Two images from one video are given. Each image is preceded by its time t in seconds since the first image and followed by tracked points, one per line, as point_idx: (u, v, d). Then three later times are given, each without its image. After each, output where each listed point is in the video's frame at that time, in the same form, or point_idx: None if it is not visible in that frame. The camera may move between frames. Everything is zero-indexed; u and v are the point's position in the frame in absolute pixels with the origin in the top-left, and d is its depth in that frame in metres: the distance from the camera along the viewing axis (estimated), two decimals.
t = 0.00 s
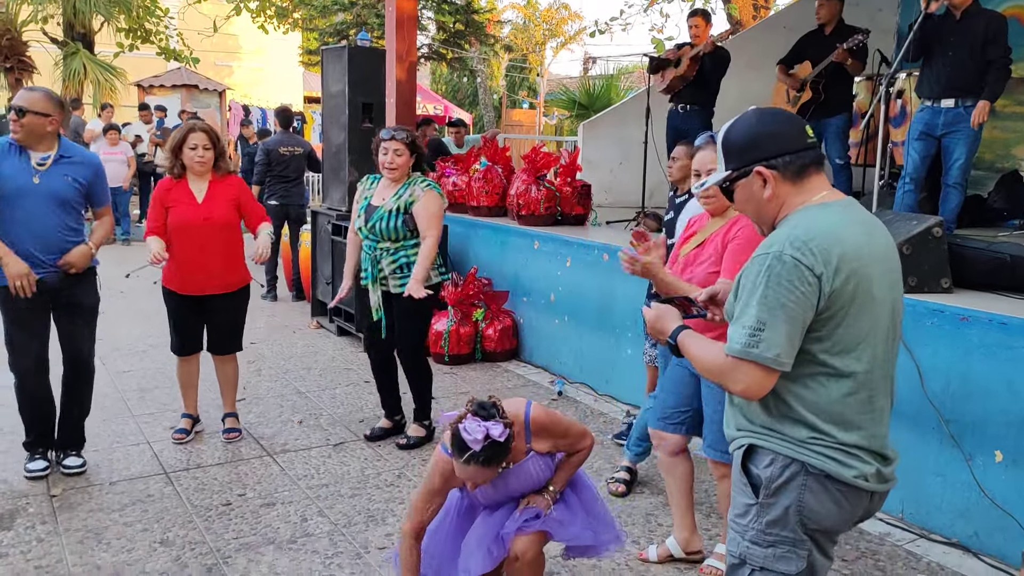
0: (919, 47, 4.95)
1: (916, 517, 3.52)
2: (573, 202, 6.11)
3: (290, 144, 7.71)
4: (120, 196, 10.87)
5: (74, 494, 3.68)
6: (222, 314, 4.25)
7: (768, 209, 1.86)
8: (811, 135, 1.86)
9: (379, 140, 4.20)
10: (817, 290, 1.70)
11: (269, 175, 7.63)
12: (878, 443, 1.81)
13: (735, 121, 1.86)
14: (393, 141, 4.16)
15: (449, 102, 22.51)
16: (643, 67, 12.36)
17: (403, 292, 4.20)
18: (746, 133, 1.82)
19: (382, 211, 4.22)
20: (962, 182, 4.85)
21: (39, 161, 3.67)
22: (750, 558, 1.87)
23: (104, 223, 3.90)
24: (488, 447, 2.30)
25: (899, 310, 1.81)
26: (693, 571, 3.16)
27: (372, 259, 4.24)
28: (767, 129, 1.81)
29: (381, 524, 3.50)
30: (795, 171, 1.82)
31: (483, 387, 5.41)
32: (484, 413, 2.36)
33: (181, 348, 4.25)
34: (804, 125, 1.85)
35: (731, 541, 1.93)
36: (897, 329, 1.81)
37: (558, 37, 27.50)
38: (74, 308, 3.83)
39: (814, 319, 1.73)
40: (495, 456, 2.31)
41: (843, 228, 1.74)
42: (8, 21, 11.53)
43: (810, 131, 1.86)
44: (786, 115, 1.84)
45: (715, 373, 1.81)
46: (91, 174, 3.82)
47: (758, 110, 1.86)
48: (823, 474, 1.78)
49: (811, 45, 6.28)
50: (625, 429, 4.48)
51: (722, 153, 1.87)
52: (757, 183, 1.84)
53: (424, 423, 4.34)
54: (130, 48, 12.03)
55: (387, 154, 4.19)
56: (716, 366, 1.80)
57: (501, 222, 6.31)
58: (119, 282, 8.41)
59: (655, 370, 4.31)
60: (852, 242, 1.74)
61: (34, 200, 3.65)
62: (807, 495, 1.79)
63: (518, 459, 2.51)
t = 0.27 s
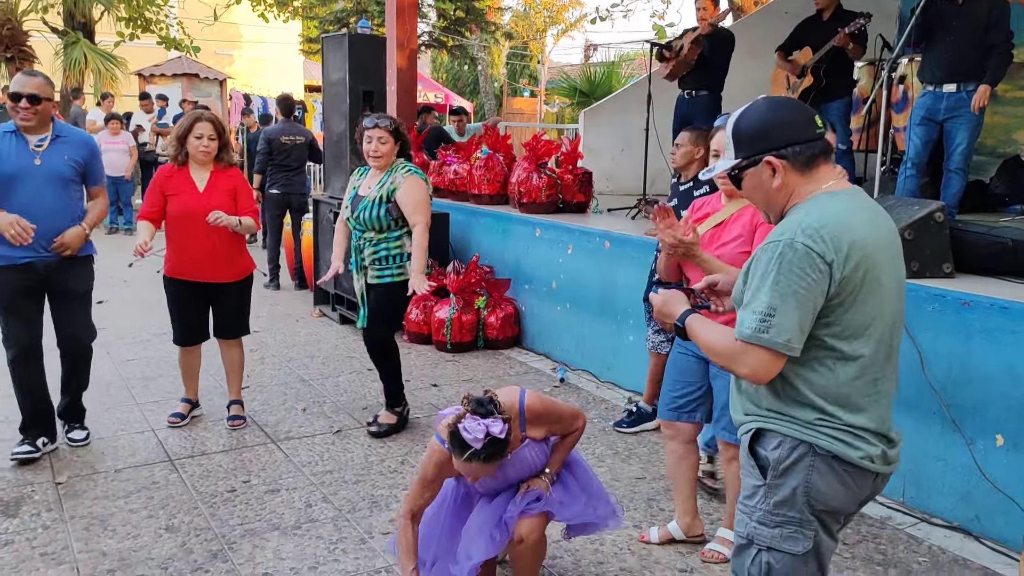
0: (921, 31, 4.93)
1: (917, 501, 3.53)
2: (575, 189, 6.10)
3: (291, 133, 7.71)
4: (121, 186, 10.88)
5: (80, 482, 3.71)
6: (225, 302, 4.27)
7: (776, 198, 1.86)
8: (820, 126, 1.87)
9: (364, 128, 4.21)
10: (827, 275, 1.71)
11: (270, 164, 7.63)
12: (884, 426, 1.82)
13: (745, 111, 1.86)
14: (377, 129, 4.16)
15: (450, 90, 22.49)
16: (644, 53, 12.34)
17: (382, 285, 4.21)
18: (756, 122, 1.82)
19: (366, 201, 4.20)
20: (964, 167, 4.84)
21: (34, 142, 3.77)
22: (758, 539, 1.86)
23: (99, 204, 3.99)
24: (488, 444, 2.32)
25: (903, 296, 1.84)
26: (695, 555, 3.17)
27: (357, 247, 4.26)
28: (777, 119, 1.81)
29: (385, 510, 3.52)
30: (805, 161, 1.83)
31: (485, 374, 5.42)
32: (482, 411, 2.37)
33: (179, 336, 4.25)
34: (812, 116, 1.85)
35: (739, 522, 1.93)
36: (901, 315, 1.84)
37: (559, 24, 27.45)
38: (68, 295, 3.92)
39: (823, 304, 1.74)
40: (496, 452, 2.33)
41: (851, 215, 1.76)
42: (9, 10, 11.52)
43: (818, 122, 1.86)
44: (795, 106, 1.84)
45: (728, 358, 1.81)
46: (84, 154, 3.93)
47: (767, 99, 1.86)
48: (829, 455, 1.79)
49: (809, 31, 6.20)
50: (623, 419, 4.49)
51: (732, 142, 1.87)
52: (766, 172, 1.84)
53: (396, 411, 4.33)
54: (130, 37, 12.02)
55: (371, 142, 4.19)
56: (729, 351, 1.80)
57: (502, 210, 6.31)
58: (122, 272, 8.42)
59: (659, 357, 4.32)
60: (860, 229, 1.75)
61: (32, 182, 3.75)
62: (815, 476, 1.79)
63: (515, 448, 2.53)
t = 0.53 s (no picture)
0: (920, 14, 4.92)
1: (917, 484, 3.55)
2: (574, 175, 6.09)
3: (290, 122, 7.68)
4: (121, 176, 10.87)
5: (82, 471, 3.72)
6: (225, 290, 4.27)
7: (788, 176, 1.90)
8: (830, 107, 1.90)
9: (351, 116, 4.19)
10: (839, 248, 1.74)
11: (269, 153, 7.62)
12: (890, 396, 1.86)
13: (760, 92, 1.89)
14: (366, 116, 4.15)
15: (448, 77, 22.43)
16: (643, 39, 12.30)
17: (365, 275, 4.18)
18: (770, 102, 1.86)
19: (353, 189, 4.20)
20: (964, 150, 4.82)
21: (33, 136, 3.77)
22: (755, 492, 1.89)
23: (94, 192, 4.04)
24: (489, 437, 2.33)
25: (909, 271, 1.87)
26: (696, 537, 3.19)
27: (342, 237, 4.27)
28: (792, 98, 1.85)
29: (387, 495, 3.54)
30: (816, 141, 1.86)
31: (486, 361, 5.43)
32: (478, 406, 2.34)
33: (173, 323, 4.26)
34: (826, 98, 1.88)
35: (736, 474, 1.95)
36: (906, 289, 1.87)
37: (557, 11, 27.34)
38: (67, 283, 3.96)
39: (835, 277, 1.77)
40: (496, 445, 2.35)
41: (860, 192, 1.79)
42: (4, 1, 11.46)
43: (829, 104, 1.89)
44: (809, 88, 1.87)
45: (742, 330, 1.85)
46: (80, 142, 3.95)
47: (784, 82, 1.89)
48: (837, 425, 1.83)
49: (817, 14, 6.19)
50: (620, 402, 4.50)
51: (748, 121, 1.90)
52: (779, 151, 1.87)
53: (384, 401, 4.34)
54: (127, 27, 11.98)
55: (359, 130, 4.17)
56: (743, 324, 1.84)
57: (501, 197, 6.30)
58: (121, 262, 8.42)
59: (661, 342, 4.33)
60: (870, 205, 1.78)
61: (33, 175, 3.77)
62: (824, 443, 1.83)
63: (512, 435, 2.54)
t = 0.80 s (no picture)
0: None
1: (912, 467, 3.56)
2: (569, 162, 6.09)
3: (283, 111, 7.66)
4: (115, 169, 10.83)
5: (80, 462, 3.73)
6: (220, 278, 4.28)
7: (781, 146, 1.97)
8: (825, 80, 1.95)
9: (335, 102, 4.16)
10: (822, 219, 1.80)
11: (263, 143, 7.60)
12: (879, 364, 1.90)
13: (755, 66, 1.96)
14: (349, 103, 4.11)
15: (443, 66, 22.34)
16: (638, 26, 12.24)
17: (363, 258, 4.17)
18: (766, 75, 1.92)
19: (337, 175, 4.15)
20: (958, 133, 4.82)
21: (16, 126, 3.78)
22: (741, 453, 1.98)
23: (72, 182, 4.06)
24: (474, 446, 2.31)
25: (899, 241, 1.91)
26: (692, 521, 3.20)
27: (330, 223, 4.24)
28: (787, 72, 1.91)
29: (384, 484, 3.54)
30: (809, 111, 1.92)
31: (483, 349, 5.44)
32: (455, 422, 2.29)
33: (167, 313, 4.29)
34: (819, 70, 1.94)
35: (726, 437, 2.05)
36: (897, 259, 1.91)
37: None
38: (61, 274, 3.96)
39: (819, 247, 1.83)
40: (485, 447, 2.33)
41: (847, 163, 1.84)
42: None
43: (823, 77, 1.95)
44: (801, 60, 1.93)
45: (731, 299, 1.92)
46: (59, 133, 3.98)
47: (779, 56, 1.95)
48: (814, 389, 1.88)
49: None
50: (602, 379, 4.69)
51: (744, 93, 1.97)
52: (773, 122, 1.94)
53: (382, 390, 4.35)
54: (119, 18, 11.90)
55: (343, 116, 4.13)
56: (731, 294, 1.90)
57: (497, 185, 6.30)
58: (117, 254, 8.40)
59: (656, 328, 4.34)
60: (856, 176, 1.83)
61: (22, 166, 3.78)
62: (801, 407, 1.89)
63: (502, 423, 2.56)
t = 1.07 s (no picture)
0: None
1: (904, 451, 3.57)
2: (560, 150, 6.06)
3: (272, 101, 7.61)
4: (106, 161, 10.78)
5: (72, 456, 3.71)
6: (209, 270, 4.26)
7: (770, 144, 1.96)
8: (813, 78, 1.94)
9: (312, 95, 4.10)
10: (806, 217, 1.80)
11: (254, 134, 7.56)
12: (858, 359, 1.92)
13: (743, 65, 1.94)
14: (326, 95, 4.07)
15: (435, 54, 22.25)
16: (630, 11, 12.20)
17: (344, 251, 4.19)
18: (755, 74, 1.90)
19: (323, 168, 4.11)
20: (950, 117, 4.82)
21: None
22: (728, 447, 1.96)
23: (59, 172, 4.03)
24: (456, 448, 2.31)
25: (881, 238, 1.92)
26: (686, 508, 3.20)
27: (313, 217, 4.17)
28: (776, 70, 1.89)
29: (378, 474, 3.54)
30: (798, 111, 1.91)
31: (476, 338, 5.43)
32: (440, 421, 2.29)
33: (154, 308, 4.25)
34: (807, 68, 1.93)
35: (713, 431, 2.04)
36: (878, 256, 1.92)
37: None
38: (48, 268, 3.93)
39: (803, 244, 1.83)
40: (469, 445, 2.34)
41: (833, 162, 1.83)
42: None
43: (811, 75, 1.93)
44: (790, 58, 1.91)
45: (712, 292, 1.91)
46: (45, 123, 3.95)
47: (768, 53, 1.93)
48: (795, 379, 1.89)
49: None
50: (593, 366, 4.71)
51: (732, 92, 1.95)
52: (762, 121, 1.93)
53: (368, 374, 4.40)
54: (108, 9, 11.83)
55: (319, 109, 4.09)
56: (714, 289, 1.90)
57: (488, 174, 6.27)
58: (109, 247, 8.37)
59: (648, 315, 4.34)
60: (841, 175, 1.83)
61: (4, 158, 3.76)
62: (784, 398, 1.89)
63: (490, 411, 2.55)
